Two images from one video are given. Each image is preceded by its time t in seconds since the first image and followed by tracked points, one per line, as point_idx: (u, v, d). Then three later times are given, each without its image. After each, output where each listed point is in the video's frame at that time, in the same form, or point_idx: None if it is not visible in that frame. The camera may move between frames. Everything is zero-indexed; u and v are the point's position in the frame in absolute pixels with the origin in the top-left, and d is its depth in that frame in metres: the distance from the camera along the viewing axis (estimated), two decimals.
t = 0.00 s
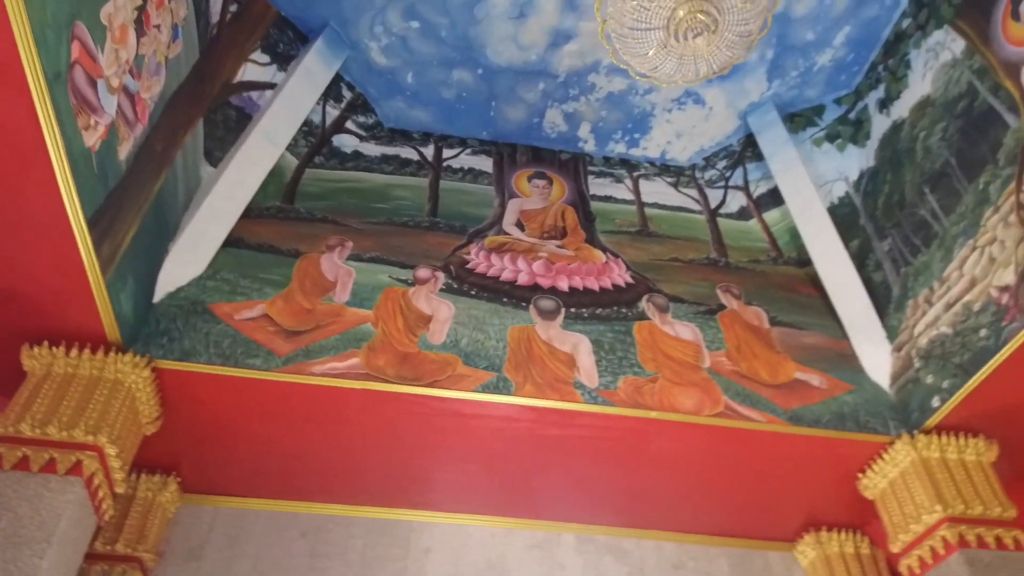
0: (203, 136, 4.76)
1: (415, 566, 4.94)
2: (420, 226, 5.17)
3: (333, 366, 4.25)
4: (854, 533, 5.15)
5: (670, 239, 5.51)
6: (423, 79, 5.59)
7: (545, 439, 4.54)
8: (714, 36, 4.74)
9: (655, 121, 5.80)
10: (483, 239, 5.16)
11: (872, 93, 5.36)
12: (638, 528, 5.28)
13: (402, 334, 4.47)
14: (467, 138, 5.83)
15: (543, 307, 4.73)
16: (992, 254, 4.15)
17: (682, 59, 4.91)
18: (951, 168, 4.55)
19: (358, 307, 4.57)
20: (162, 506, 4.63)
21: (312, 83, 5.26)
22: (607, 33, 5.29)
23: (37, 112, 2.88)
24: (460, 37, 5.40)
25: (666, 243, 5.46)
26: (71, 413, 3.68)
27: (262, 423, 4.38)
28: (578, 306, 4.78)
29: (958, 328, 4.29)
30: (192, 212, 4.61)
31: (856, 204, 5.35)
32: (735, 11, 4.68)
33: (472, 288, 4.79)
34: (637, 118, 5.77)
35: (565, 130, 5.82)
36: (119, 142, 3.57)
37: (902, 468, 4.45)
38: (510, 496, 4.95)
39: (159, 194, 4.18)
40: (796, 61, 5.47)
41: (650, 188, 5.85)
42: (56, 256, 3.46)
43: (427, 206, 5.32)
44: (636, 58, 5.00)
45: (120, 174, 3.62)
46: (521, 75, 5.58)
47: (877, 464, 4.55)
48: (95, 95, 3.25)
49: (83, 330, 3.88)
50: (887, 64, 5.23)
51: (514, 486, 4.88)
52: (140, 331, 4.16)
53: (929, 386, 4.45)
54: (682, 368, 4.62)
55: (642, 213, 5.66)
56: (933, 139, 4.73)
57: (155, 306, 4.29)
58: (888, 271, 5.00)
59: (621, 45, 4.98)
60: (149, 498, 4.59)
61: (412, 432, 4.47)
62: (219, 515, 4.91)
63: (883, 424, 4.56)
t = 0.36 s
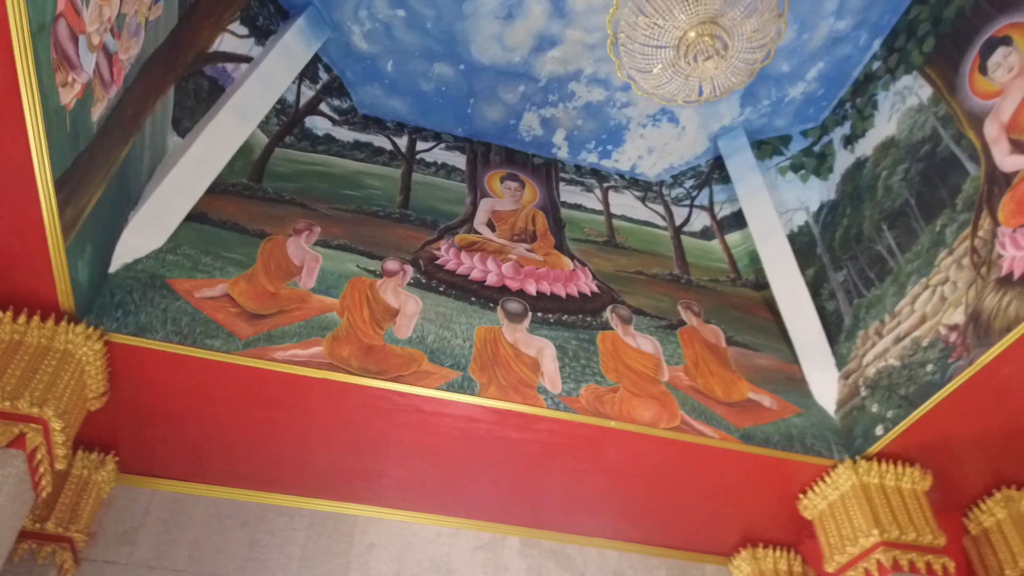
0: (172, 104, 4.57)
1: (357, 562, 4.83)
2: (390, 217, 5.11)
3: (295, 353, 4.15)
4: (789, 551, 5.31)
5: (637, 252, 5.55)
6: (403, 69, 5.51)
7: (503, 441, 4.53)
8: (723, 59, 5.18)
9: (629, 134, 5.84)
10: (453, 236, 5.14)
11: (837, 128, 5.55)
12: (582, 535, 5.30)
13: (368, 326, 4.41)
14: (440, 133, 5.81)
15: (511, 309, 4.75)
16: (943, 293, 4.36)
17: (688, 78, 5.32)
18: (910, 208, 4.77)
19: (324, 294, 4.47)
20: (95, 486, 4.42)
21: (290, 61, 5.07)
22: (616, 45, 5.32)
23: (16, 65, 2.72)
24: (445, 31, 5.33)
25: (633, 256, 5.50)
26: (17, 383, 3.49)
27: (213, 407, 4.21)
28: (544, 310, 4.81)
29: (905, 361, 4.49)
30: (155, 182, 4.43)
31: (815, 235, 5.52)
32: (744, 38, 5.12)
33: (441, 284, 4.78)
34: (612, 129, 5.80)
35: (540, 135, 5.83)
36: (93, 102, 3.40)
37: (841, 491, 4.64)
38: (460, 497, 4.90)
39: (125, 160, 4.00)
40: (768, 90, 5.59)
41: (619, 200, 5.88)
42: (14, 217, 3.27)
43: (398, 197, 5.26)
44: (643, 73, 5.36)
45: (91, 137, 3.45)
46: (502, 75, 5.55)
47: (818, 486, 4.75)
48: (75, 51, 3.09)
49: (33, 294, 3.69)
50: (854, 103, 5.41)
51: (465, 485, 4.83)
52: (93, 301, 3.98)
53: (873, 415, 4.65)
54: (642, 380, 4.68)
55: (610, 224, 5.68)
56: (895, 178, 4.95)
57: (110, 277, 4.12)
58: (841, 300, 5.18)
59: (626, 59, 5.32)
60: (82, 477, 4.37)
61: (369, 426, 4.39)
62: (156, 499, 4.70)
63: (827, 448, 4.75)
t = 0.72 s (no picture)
0: (141, 68, 4.43)
1: (294, 552, 4.70)
2: (357, 205, 5.05)
3: (253, 336, 4.05)
4: (715, 564, 5.48)
5: (597, 263, 5.62)
6: (381, 57, 5.44)
7: (455, 439, 4.54)
8: (723, 89, 5.23)
9: (598, 146, 5.88)
10: (419, 230, 5.13)
11: (796, 162, 5.76)
12: (519, 537, 5.29)
13: (330, 314, 4.35)
14: (412, 125, 5.76)
15: (474, 309, 4.79)
16: (885, 329, 4.61)
17: (687, 102, 5.42)
18: (859, 245, 5.02)
19: (286, 278, 4.39)
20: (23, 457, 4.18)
21: (269, 36, 4.94)
22: (620, 63, 5.37)
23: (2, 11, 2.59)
24: (429, 24, 5.30)
25: (593, 266, 5.57)
26: None
27: (161, 383, 4.06)
28: (506, 312, 4.87)
29: (845, 391, 4.72)
30: (118, 146, 4.26)
31: (766, 261, 5.75)
32: (744, 71, 5.21)
33: (405, 278, 4.76)
34: (582, 140, 5.85)
35: (512, 138, 5.85)
36: (71, 58, 3.25)
37: (773, 510, 4.82)
38: (403, 493, 4.86)
39: (93, 120, 3.83)
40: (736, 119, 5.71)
41: (583, 211, 5.93)
42: None
43: (367, 185, 5.21)
44: (642, 92, 5.44)
45: (64, 93, 3.29)
46: (481, 75, 5.55)
47: (751, 504, 4.93)
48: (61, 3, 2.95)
49: None
50: (814, 140, 5.63)
51: (410, 481, 4.78)
52: (44, 264, 3.82)
53: (809, 439, 4.85)
54: (595, 389, 4.77)
55: (573, 233, 5.74)
56: (847, 217, 5.18)
57: (64, 241, 3.95)
58: (786, 327, 5.40)
59: (627, 76, 5.38)
60: (12, 445, 4.12)
61: (321, 414, 4.32)
62: (86, 475, 4.47)
63: (764, 467, 4.94)
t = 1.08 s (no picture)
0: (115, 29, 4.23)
1: (232, 541, 4.52)
2: (326, 192, 4.97)
3: (215, 317, 3.95)
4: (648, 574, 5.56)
5: (560, 271, 5.66)
6: (361, 45, 5.38)
7: (409, 436, 4.51)
8: (718, 118, 4.66)
9: (568, 156, 5.92)
10: (388, 223, 5.09)
11: (755, 190, 5.85)
12: (461, 537, 5.23)
13: (294, 302, 4.28)
14: (385, 116, 5.70)
15: (438, 307, 4.80)
16: (832, 358, 4.83)
17: (683, 127, 4.80)
18: (811, 275, 5.24)
19: (251, 260, 4.29)
20: None
21: (250, 13, 4.80)
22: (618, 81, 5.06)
23: None
24: (413, 17, 5.27)
25: (556, 274, 5.62)
26: None
27: (112, 357, 3.90)
28: (470, 313, 4.90)
29: (788, 414, 4.92)
30: (84, 110, 4.09)
31: (720, 282, 5.87)
32: (739, 103, 4.71)
33: (372, 270, 4.72)
34: (553, 148, 5.88)
35: (485, 139, 5.85)
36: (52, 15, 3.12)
37: (712, 524, 4.96)
38: (349, 487, 4.76)
39: (63, 80, 3.67)
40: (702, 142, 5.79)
41: (548, 218, 5.97)
42: None
43: (337, 173, 5.13)
44: (636, 113, 4.83)
45: (40, 51, 3.15)
46: (460, 74, 5.54)
47: (691, 517, 5.07)
48: None
49: None
50: (774, 170, 5.74)
51: (358, 475, 4.68)
52: None
53: (751, 458, 5.02)
54: (552, 395, 4.83)
55: (538, 239, 5.78)
56: (802, 247, 5.38)
57: (21, 202, 3.77)
58: (735, 348, 5.56)
59: (628, 97, 4.78)
60: None
61: (276, 402, 4.23)
62: (18, 449, 4.19)
63: (705, 482, 5.08)
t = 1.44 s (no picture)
0: None
1: (167, 523, 4.36)
2: (295, 173, 4.86)
3: (173, 291, 3.83)
4: None
5: (521, 273, 5.69)
6: (341, 27, 5.29)
7: (361, 428, 4.46)
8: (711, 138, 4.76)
9: (537, 159, 5.94)
10: (354, 210, 5.01)
11: (714, 211, 5.95)
12: (401, 532, 5.16)
13: (256, 282, 4.18)
14: (357, 101, 5.61)
15: (400, 299, 4.77)
16: (778, 379, 4.98)
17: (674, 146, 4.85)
18: (764, 297, 5.37)
19: (213, 236, 4.16)
20: None
21: None
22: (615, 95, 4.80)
23: None
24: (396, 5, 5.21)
25: (517, 275, 5.65)
26: None
27: (60, 323, 3.75)
28: (431, 308, 4.89)
29: (732, 430, 5.03)
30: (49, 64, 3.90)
31: (673, 298, 5.94)
32: (731, 128, 4.77)
33: (336, 256, 4.63)
34: (523, 151, 5.90)
35: (456, 135, 5.83)
36: None
37: (651, 532, 5.07)
38: (293, 475, 4.66)
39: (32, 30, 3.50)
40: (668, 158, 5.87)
41: (513, 220, 5.99)
42: None
43: (306, 154, 5.04)
44: (630, 126, 4.81)
45: None
46: (438, 67, 5.51)
47: (630, 524, 5.17)
48: None
49: None
50: (734, 193, 5.87)
51: (303, 463, 4.58)
52: None
53: (692, 470, 5.12)
54: (507, 396, 4.86)
55: (501, 239, 5.79)
56: (756, 270, 5.52)
57: None
58: (685, 362, 5.65)
59: (622, 111, 4.76)
60: None
61: (228, 382, 4.11)
62: None
63: (647, 491, 5.16)
